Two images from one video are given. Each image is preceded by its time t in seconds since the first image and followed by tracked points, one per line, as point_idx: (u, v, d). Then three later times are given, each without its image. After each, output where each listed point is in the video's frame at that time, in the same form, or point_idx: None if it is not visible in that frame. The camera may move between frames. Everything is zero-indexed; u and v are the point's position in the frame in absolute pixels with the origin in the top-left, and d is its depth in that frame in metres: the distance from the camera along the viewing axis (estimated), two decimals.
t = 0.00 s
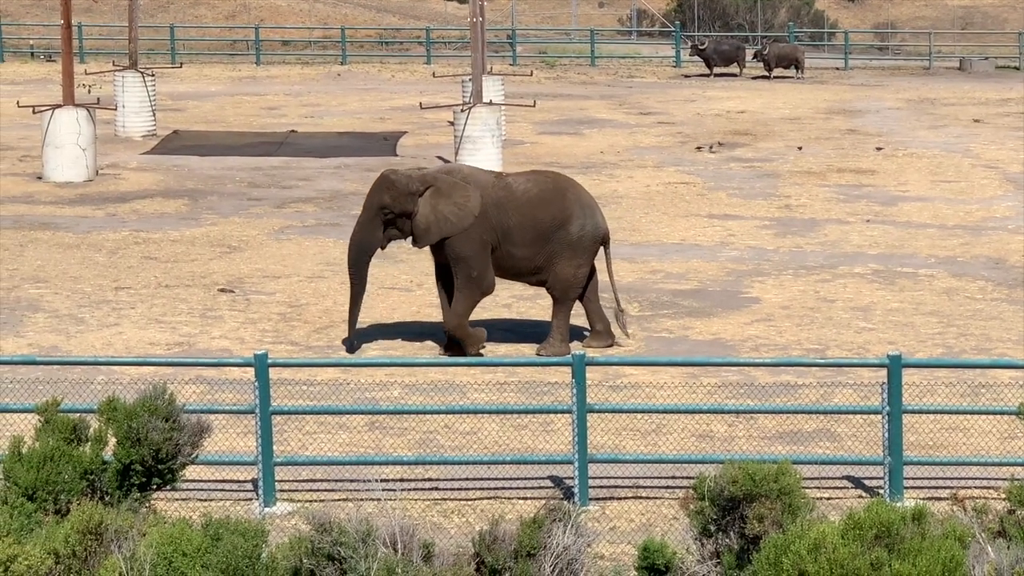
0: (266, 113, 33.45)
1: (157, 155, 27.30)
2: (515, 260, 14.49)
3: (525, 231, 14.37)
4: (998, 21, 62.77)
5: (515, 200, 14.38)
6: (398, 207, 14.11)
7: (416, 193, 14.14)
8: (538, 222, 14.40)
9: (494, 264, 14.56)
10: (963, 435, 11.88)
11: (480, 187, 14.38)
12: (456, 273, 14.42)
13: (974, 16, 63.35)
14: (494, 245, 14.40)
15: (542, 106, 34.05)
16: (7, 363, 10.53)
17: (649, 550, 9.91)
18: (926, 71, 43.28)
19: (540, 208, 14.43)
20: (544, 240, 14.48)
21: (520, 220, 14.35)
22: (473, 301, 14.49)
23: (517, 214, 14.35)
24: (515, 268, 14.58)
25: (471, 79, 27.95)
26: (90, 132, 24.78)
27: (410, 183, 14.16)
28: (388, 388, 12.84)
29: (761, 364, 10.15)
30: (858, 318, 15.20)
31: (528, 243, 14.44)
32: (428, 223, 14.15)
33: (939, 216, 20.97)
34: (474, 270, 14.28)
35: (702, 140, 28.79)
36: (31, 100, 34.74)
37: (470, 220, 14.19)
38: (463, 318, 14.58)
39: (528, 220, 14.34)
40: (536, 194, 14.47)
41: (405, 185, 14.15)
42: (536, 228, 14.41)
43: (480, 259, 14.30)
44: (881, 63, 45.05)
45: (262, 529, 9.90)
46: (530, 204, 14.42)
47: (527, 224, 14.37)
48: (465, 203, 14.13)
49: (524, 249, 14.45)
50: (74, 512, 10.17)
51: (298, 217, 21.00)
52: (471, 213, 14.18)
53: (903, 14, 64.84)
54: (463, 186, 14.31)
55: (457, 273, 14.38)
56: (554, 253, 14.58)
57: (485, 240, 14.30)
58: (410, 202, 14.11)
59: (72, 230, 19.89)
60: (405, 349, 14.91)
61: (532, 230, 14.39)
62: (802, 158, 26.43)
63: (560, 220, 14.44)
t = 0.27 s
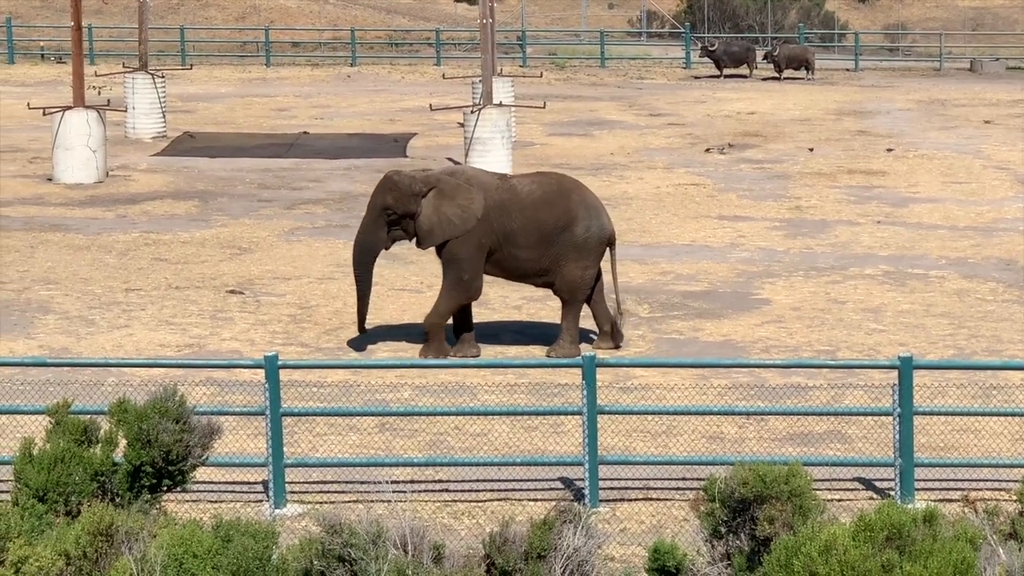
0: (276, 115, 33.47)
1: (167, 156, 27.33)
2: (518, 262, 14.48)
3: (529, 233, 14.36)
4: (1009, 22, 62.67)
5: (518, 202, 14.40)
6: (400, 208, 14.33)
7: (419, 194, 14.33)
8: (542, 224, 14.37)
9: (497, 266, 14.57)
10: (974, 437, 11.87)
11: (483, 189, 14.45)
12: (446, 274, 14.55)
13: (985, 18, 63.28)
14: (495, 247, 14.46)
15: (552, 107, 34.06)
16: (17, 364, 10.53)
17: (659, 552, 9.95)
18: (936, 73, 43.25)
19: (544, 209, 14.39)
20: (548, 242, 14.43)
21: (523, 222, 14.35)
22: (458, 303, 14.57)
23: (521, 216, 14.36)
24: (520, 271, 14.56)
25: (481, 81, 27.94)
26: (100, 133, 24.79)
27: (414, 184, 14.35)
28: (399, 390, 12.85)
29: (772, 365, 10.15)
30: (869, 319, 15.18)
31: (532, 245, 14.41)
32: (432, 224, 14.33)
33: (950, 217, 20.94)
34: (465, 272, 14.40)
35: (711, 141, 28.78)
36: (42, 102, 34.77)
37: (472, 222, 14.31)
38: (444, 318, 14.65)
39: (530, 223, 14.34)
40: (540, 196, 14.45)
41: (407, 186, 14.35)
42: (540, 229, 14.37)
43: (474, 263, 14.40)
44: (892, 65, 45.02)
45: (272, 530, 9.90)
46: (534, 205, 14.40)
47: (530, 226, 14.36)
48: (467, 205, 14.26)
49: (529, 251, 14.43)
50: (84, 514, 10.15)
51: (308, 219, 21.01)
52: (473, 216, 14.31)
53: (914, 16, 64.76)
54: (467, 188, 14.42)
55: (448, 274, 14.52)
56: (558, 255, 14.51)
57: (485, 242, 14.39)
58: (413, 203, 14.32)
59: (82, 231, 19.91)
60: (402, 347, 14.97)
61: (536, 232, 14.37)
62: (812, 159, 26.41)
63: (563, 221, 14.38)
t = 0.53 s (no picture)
0: (288, 116, 33.50)
1: (178, 157, 27.36)
2: (523, 264, 14.47)
3: (534, 236, 14.35)
4: (1021, 24, 62.61)
5: (524, 204, 14.39)
6: (405, 211, 14.25)
7: (424, 196, 14.28)
8: (547, 226, 14.36)
9: (501, 268, 14.54)
10: (987, 439, 11.86)
11: (488, 192, 14.44)
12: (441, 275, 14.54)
13: (998, 19, 63.22)
14: (499, 249, 14.44)
15: (564, 109, 34.07)
16: (28, 365, 10.53)
17: (670, 553, 9.89)
18: (949, 74, 43.22)
19: (549, 212, 14.38)
20: (554, 244, 14.42)
21: (528, 225, 14.34)
22: (449, 305, 14.60)
23: (526, 219, 14.34)
24: (525, 273, 14.54)
25: (492, 82, 27.94)
26: (112, 134, 24.83)
27: (419, 187, 14.29)
28: (410, 391, 12.85)
29: (784, 367, 10.15)
30: (881, 321, 15.17)
31: (537, 248, 14.40)
32: (436, 226, 14.27)
33: (962, 219, 20.92)
34: (459, 275, 14.40)
35: (723, 143, 28.78)
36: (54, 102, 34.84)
37: (477, 225, 14.29)
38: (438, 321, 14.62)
39: (536, 225, 14.33)
40: (546, 198, 14.44)
41: (413, 188, 14.28)
42: (546, 232, 14.36)
43: (468, 268, 14.41)
44: (904, 66, 44.99)
45: (283, 531, 9.89)
46: (539, 208, 14.39)
47: (536, 229, 14.35)
48: (473, 207, 14.23)
49: (534, 254, 14.42)
50: (95, 514, 10.15)
51: (320, 219, 21.02)
52: (478, 218, 14.28)
53: (926, 17, 64.69)
54: (472, 191, 14.41)
55: (442, 275, 14.50)
56: (563, 258, 14.51)
57: (489, 244, 14.37)
58: (418, 205, 14.26)
59: (94, 232, 19.94)
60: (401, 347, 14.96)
61: (541, 234, 14.36)
62: (824, 160, 26.40)
63: (570, 223, 14.38)
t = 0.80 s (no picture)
0: (295, 112, 33.52)
1: (186, 153, 27.38)
2: (523, 262, 14.45)
3: (534, 233, 14.34)
4: None
5: (523, 202, 14.38)
6: (405, 211, 14.26)
7: (424, 195, 14.28)
8: (547, 224, 14.34)
9: (501, 266, 14.54)
10: (993, 436, 11.85)
11: (488, 190, 14.45)
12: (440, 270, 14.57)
13: (1006, 15, 63.16)
14: (499, 247, 14.43)
15: (571, 105, 34.08)
16: (37, 359, 10.55)
17: (678, 549, 9.94)
18: (957, 71, 43.19)
19: (549, 209, 14.36)
20: (554, 242, 14.40)
21: (528, 223, 14.33)
22: (449, 302, 14.66)
23: (525, 217, 14.34)
24: (526, 271, 14.53)
25: (499, 78, 27.93)
26: (119, 131, 24.84)
27: (418, 185, 14.30)
28: (416, 387, 12.86)
29: (790, 365, 10.15)
30: (887, 318, 15.16)
31: (537, 246, 14.38)
32: (437, 225, 14.27)
33: (970, 216, 20.91)
34: (456, 271, 14.43)
35: (730, 139, 28.77)
36: (62, 98, 34.87)
37: (477, 222, 14.29)
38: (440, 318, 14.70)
39: (535, 223, 14.32)
40: (545, 196, 14.42)
41: (412, 188, 14.28)
42: (546, 230, 14.34)
43: (467, 263, 14.44)
44: (912, 63, 44.96)
45: (289, 527, 9.90)
46: (539, 205, 14.37)
47: (535, 227, 14.33)
48: (472, 206, 14.24)
49: (534, 251, 14.41)
50: (102, 509, 10.20)
51: (327, 216, 21.03)
52: (478, 216, 14.29)
53: (934, 14, 64.63)
54: (471, 188, 14.42)
55: (441, 271, 14.53)
56: (564, 255, 14.47)
57: (487, 241, 14.38)
58: (418, 204, 14.27)
59: (101, 228, 19.95)
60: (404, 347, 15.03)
61: (541, 232, 14.34)
62: (831, 157, 26.38)
63: (570, 221, 14.35)
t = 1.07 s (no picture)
0: (299, 108, 33.50)
1: (189, 149, 27.37)
2: (520, 258, 14.45)
3: (530, 229, 14.34)
4: None
5: (519, 199, 14.39)
6: (402, 206, 14.41)
7: (420, 190, 14.41)
8: (543, 220, 14.34)
9: (498, 263, 14.54)
10: (997, 434, 11.85)
11: (484, 185, 14.51)
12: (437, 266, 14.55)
13: (1010, 12, 63.12)
14: (495, 243, 14.44)
15: (574, 102, 34.05)
16: (39, 355, 10.55)
17: (680, 548, 9.99)
18: (961, 68, 43.17)
19: (545, 206, 14.37)
20: (550, 238, 14.40)
21: (524, 219, 14.34)
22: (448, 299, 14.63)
23: (522, 213, 14.35)
24: (522, 267, 14.53)
25: (503, 75, 27.93)
26: (123, 126, 24.85)
27: (415, 181, 14.42)
28: (419, 383, 12.86)
29: (794, 362, 10.15)
30: (891, 315, 15.16)
31: (533, 242, 14.39)
32: (433, 220, 14.36)
33: (974, 214, 20.90)
34: (453, 266, 14.40)
35: (734, 136, 28.75)
36: (66, 94, 34.88)
37: (473, 217, 14.33)
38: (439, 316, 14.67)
39: (531, 219, 14.33)
40: (541, 192, 14.42)
41: (409, 183, 14.42)
42: (542, 226, 14.35)
43: (464, 258, 14.42)
44: (916, 60, 44.94)
45: (292, 523, 9.90)
46: (535, 202, 14.38)
47: (531, 223, 14.34)
48: (469, 201, 14.29)
49: (531, 248, 14.41)
50: (105, 505, 10.17)
51: (331, 212, 21.02)
52: (474, 211, 14.33)
53: (939, 12, 64.57)
54: (468, 184, 14.48)
55: (437, 267, 14.51)
56: (561, 252, 14.47)
57: (484, 237, 14.39)
58: (415, 200, 14.41)
59: (105, 224, 19.95)
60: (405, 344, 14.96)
61: (537, 228, 14.34)
62: (835, 155, 26.37)
63: (566, 218, 14.35)
